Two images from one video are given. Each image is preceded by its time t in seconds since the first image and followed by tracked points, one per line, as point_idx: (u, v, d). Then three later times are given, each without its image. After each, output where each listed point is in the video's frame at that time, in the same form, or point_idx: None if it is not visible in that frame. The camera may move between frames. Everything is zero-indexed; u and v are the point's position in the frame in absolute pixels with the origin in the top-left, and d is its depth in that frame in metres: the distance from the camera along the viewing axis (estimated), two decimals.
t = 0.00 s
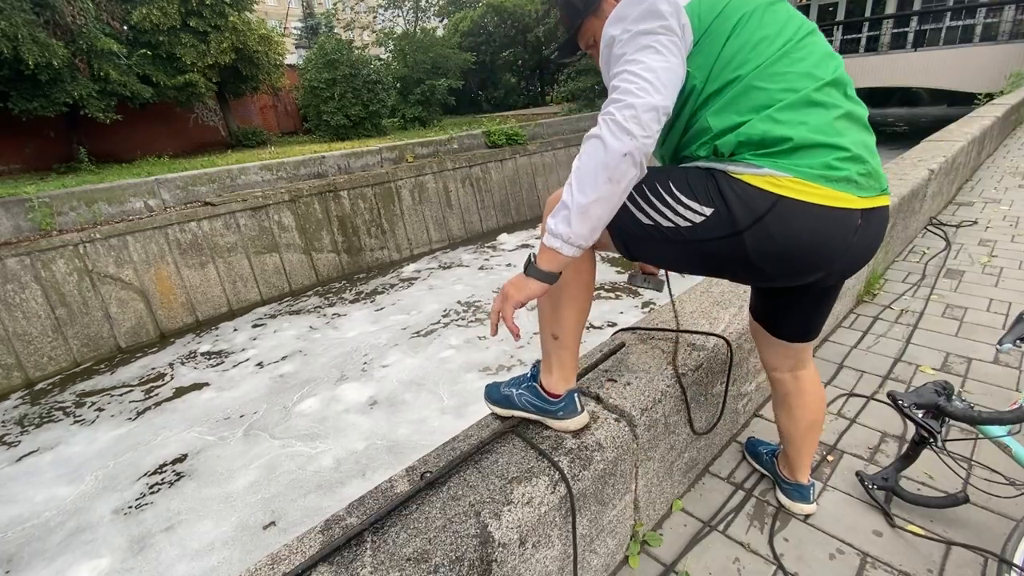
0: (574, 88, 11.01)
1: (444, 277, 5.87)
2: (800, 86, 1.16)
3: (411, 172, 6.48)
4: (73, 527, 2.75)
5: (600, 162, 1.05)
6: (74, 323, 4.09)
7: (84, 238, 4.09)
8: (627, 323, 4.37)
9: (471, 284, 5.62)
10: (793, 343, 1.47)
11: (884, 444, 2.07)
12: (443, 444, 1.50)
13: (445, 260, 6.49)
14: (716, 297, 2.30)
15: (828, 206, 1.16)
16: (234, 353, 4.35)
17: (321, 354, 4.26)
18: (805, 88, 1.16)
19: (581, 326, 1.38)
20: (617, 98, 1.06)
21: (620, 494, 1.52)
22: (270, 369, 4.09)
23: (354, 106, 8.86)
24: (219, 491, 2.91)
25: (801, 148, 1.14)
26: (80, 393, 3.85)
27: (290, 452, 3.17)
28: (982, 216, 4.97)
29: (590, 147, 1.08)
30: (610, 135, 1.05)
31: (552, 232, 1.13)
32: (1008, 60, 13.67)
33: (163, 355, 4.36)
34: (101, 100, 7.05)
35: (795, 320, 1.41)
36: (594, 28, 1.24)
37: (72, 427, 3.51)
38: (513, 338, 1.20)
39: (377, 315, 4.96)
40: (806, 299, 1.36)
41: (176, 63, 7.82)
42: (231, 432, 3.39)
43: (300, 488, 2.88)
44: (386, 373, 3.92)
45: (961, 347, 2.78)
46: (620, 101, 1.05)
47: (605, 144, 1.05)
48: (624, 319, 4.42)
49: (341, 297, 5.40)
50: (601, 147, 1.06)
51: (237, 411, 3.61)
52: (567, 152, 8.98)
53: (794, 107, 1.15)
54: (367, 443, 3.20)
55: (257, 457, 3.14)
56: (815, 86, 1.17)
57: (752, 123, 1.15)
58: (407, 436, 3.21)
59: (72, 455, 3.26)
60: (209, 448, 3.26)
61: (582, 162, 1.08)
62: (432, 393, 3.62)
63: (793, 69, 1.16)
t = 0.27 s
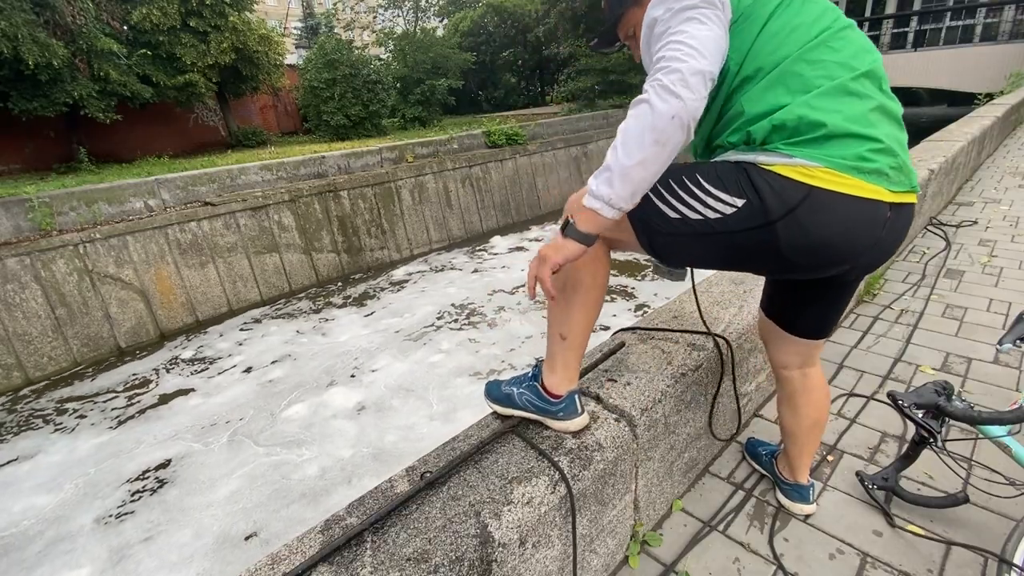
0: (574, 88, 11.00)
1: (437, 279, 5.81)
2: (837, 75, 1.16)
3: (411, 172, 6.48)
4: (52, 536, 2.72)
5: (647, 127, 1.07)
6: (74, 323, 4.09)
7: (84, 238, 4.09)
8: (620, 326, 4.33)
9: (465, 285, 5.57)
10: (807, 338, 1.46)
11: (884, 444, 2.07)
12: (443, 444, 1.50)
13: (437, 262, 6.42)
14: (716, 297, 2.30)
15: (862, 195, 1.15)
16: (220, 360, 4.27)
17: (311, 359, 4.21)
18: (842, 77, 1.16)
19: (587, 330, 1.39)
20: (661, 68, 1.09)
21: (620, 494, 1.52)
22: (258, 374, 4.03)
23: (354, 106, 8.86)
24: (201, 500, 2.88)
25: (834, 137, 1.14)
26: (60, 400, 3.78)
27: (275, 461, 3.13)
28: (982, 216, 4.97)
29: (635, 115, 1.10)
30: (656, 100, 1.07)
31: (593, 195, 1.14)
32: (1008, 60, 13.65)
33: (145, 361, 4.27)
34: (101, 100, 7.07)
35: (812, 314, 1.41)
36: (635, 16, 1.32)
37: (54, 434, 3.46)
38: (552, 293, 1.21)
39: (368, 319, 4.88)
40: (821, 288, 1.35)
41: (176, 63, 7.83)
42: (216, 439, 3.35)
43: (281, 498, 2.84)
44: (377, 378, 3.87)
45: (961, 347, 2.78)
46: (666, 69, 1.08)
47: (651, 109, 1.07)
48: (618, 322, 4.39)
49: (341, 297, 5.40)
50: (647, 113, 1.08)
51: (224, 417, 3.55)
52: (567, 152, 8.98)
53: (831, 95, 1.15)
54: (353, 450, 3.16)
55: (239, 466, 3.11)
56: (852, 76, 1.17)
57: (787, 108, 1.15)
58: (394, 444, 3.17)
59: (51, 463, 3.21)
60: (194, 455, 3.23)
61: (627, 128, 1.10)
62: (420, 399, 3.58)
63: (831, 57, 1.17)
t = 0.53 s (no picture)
0: (574, 88, 10.99)
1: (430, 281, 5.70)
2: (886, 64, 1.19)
3: (411, 172, 6.48)
4: (31, 546, 2.62)
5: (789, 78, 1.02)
6: (74, 323, 4.09)
7: (84, 238, 4.08)
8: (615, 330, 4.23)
9: (461, 287, 5.48)
10: (819, 332, 1.46)
11: (884, 444, 2.07)
12: (443, 444, 1.50)
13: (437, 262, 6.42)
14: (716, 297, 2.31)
15: (925, 178, 1.16)
16: (205, 366, 4.17)
17: (300, 363, 4.12)
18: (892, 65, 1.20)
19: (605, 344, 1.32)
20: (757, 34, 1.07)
21: (620, 494, 1.52)
22: (246, 380, 3.94)
23: (354, 106, 8.86)
24: (181, 511, 2.77)
25: (897, 120, 1.16)
26: (38, 408, 3.68)
27: (258, 468, 3.04)
28: (982, 216, 4.97)
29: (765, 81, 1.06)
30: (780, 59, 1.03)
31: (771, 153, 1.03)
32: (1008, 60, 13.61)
33: (127, 368, 4.17)
34: (101, 100, 7.07)
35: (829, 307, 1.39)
36: (667, 13, 1.35)
37: (32, 442, 3.36)
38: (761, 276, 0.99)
39: (358, 323, 4.77)
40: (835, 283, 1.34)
41: (176, 63, 7.83)
42: (202, 446, 3.27)
43: (264, 509, 2.73)
44: (363, 385, 3.76)
45: (961, 347, 2.78)
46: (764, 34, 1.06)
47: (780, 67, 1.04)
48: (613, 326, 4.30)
49: (341, 297, 5.40)
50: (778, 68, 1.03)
51: (210, 423, 3.48)
52: (567, 152, 8.98)
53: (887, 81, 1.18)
54: (338, 457, 3.06)
55: (222, 474, 3.01)
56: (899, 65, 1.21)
57: (852, 94, 1.16)
58: (380, 450, 3.08)
59: (29, 473, 3.10)
60: (177, 463, 3.13)
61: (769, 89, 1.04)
62: (408, 405, 3.49)
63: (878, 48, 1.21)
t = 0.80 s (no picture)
0: (574, 88, 10.99)
1: (421, 284, 5.64)
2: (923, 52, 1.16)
3: (411, 172, 6.48)
4: (11, 555, 2.59)
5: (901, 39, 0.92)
6: (74, 323, 4.09)
7: (84, 238, 4.08)
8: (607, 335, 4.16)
9: (456, 289, 5.44)
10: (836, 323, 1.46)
11: (884, 444, 2.07)
12: (443, 444, 1.49)
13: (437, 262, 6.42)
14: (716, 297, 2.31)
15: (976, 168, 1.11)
16: (191, 373, 4.10)
17: (289, 368, 4.08)
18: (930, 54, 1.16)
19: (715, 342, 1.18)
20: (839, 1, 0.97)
21: (620, 494, 1.52)
22: (234, 386, 3.89)
23: (354, 106, 8.85)
24: (162, 520, 2.73)
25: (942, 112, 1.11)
26: (16, 416, 3.61)
27: (241, 476, 3.00)
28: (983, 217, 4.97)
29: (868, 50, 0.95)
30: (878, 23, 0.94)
31: (912, 119, 0.91)
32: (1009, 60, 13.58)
33: (111, 373, 4.12)
34: (101, 100, 7.08)
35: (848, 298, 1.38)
36: None
37: (12, 450, 3.31)
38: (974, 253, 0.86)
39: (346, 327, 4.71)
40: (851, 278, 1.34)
41: (176, 63, 7.83)
42: (186, 452, 3.24)
43: (246, 519, 2.70)
44: (352, 391, 3.72)
45: (961, 347, 2.78)
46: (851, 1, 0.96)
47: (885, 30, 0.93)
48: (608, 330, 4.25)
49: (341, 297, 5.40)
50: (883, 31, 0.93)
51: (195, 429, 3.45)
52: (567, 151, 8.97)
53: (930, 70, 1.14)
54: (324, 466, 3.02)
55: (206, 482, 2.98)
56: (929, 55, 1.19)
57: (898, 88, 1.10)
58: (367, 458, 3.05)
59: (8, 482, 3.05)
60: (163, 469, 3.10)
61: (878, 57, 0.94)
62: (396, 410, 3.45)
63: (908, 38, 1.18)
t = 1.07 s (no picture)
0: (574, 88, 10.99)
1: (414, 287, 5.59)
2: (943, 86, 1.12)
3: (411, 172, 6.48)
4: None
5: (917, 83, 0.93)
6: (74, 323, 4.09)
7: (84, 238, 4.08)
8: (598, 341, 4.11)
9: (450, 291, 5.41)
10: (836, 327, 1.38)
11: (884, 444, 2.07)
12: (443, 444, 1.50)
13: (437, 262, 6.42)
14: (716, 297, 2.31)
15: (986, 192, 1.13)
16: (174, 380, 4.01)
17: (278, 372, 4.04)
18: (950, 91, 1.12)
19: (802, 486, 1.16)
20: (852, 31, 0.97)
21: (620, 494, 1.52)
22: (222, 392, 3.84)
23: (354, 106, 8.85)
24: (142, 531, 2.67)
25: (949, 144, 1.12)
26: None
27: (224, 486, 2.94)
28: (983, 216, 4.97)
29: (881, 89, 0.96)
30: (894, 62, 0.94)
31: (927, 170, 0.93)
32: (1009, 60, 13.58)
33: (92, 379, 4.03)
34: (101, 100, 7.08)
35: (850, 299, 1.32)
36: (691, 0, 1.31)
37: None
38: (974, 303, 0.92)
39: (332, 332, 4.65)
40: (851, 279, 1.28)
41: (176, 63, 7.83)
42: (169, 460, 3.18)
43: (228, 527, 2.66)
44: (338, 397, 3.67)
45: (960, 347, 2.78)
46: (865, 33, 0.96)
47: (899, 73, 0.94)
48: (601, 335, 4.21)
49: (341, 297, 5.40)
50: (898, 72, 0.94)
51: (180, 436, 3.39)
52: (567, 151, 8.97)
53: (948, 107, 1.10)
54: (309, 473, 2.98)
55: (190, 491, 2.93)
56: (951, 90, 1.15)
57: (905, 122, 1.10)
58: (352, 466, 3.01)
59: None
60: (146, 477, 3.05)
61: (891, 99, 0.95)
62: (384, 417, 3.42)
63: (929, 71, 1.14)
